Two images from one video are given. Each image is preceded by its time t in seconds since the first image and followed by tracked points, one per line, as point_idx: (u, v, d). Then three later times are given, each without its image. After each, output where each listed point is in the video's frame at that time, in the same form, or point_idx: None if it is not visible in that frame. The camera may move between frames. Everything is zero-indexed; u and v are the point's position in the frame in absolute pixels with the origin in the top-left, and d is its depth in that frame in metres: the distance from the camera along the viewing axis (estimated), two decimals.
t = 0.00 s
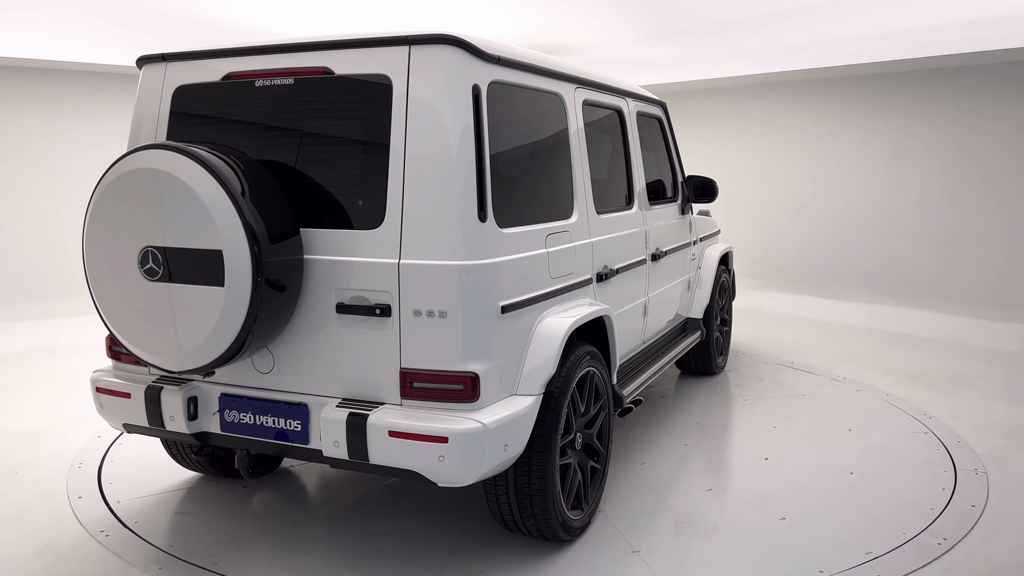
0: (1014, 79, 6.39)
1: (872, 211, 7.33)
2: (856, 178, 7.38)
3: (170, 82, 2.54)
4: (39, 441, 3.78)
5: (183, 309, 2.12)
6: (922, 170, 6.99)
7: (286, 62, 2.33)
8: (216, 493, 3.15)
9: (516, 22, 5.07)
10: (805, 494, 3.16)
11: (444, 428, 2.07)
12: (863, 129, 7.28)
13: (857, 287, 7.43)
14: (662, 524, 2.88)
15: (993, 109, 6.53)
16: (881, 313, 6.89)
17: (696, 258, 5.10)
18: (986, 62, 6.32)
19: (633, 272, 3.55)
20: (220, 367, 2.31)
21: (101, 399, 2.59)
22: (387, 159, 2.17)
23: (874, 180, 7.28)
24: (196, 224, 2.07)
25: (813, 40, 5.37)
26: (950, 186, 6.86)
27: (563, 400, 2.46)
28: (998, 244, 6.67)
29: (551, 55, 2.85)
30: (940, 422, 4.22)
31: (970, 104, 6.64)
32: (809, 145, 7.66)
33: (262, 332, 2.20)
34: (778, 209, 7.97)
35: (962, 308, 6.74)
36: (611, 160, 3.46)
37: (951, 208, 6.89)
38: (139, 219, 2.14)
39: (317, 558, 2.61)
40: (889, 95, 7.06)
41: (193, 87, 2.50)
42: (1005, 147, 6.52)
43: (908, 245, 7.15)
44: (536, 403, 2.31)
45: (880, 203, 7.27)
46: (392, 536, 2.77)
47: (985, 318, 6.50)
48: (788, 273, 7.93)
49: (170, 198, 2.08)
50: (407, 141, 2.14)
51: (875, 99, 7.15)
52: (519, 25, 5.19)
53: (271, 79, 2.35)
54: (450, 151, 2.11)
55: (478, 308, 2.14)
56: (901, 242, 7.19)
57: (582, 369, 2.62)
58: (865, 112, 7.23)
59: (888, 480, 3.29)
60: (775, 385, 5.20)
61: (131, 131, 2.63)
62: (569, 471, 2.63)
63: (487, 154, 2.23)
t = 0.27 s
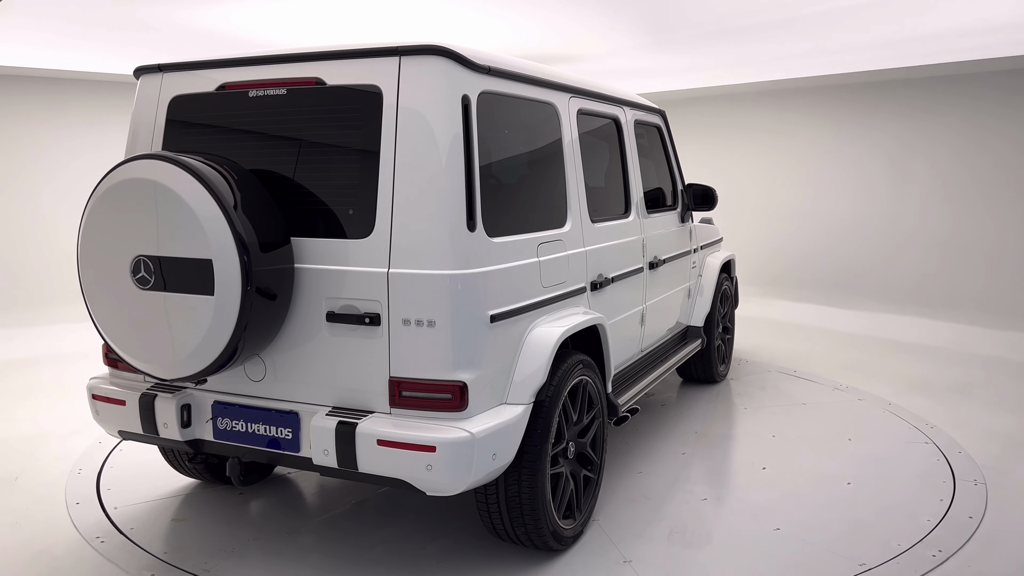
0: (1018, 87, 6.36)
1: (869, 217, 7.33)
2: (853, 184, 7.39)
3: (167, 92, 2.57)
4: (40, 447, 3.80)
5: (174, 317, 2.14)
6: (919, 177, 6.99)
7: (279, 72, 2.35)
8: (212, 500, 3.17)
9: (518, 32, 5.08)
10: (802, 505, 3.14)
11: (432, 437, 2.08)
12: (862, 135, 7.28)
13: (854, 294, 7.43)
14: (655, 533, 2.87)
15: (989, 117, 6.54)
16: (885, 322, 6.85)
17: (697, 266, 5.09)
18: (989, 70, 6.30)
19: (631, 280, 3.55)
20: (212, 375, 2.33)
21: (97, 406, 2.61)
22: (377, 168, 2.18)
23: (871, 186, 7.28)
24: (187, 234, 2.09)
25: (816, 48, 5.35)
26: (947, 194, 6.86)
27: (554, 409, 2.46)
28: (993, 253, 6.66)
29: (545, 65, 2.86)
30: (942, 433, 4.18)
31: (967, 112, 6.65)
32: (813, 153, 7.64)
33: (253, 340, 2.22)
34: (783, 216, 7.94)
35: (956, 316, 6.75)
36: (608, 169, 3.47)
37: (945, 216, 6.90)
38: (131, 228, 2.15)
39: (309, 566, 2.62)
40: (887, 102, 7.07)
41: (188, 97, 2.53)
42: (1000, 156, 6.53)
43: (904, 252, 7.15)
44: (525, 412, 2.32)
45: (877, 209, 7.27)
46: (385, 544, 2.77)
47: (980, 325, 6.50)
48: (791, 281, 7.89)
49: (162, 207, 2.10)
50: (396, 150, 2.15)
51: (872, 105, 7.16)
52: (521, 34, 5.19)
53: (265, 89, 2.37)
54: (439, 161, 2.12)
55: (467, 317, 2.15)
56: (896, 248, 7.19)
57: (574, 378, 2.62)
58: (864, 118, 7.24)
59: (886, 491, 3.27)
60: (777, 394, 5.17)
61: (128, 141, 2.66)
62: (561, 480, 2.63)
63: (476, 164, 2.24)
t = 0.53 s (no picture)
0: None
1: (852, 221, 7.41)
2: (841, 188, 7.45)
3: (160, 100, 2.60)
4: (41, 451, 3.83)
5: (161, 323, 2.16)
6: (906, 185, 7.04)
7: (269, 80, 2.37)
8: (207, 505, 3.18)
9: (518, 39, 5.08)
10: (797, 514, 3.11)
11: (415, 444, 2.08)
12: (853, 141, 7.32)
13: (834, 297, 7.56)
14: (647, 542, 2.85)
15: (980, 131, 6.55)
16: (892, 330, 6.78)
17: (698, 273, 5.06)
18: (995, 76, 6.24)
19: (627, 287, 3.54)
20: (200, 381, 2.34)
21: (90, 410, 2.63)
22: (363, 176, 2.19)
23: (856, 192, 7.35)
24: (173, 240, 2.10)
25: (819, 54, 5.32)
26: (931, 203, 6.92)
27: (542, 417, 2.45)
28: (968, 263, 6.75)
29: (537, 72, 2.86)
30: (946, 443, 4.12)
31: (959, 124, 6.67)
32: (818, 159, 7.59)
33: (240, 346, 2.23)
34: (788, 223, 7.90)
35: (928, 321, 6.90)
36: (604, 176, 3.46)
37: (952, 223, 6.82)
38: (119, 234, 2.18)
39: (298, 571, 2.62)
40: (882, 109, 7.09)
41: (181, 104, 2.55)
42: (987, 169, 6.57)
43: (882, 255, 7.26)
44: (511, 420, 2.32)
45: (859, 214, 7.35)
46: (375, 550, 2.77)
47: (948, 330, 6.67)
48: (797, 288, 7.83)
49: (149, 214, 2.12)
50: (382, 157, 2.16)
51: (866, 111, 7.19)
52: (523, 42, 5.20)
53: (255, 97, 2.39)
54: (424, 168, 2.13)
55: (451, 324, 2.15)
56: (876, 252, 7.29)
57: (564, 385, 2.61)
58: (855, 125, 7.28)
59: (883, 501, 3.23)
60: (780, 402, 5.12)
61: (122, 148, 2.69)
62: (550, 488, 2.62)
63: (462, 171, 2.25)
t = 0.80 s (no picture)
0: None
1: (855, 225, 7.39)
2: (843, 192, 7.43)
3: (159, 105, 2.62)
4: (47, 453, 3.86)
5: (154, 326, 2.18)
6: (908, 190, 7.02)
7: (264, 85, 2.39)
8: (207, 507, 3.20)
9: (525, 44, 5.07)
10: (797, 523, 3.09)
11: (405, 448, 2.08)
12: (857, 146, 7.29)
13: (836, 301, 7.54)
14: (643, 548, 2.84)
15: (984, 138, 6.52)
16: (904, 337, 6.70)
17: (704, 278, 5.03)
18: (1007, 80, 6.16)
19: (628, 292, 3.53)
20: (195, 384, 2.36)
21: (90, 412, 2.66)
22: (356, 180, 2.20)
23: (857, 196, 7.34)
24: (165, 245, 2.12)
25: (828, 58, 5.27)
26: (932, 209, 6.90)
27: (535, 421, 2.45)
28: (970, 268, 6.73)
29: (534, 77, 2.87)
30: (953, 450, 4.07)
31: (963, 131, 6.64)
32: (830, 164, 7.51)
33: (233, 350, 2.24)
34: (798, 228, 7.82)
35: (927, 325, 6.88)
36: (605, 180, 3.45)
37: (962, 228, 6.75)
38: (115, 239, 2.20)
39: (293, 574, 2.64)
40: (886, 115, 7.06)
41: (180, 109, 2.58)
42: (988, 176, 6.55)
43: (882, 259, 7.25)
44: (502, 424, 2.32)
45: (864, 219, 7.32)
46: (371, 554, 2.78)
47: (946, 334, 6.67)
48: (806, 293, 7.76)
49: (144, 219, 2.14)
50: (374, 162, 2.17)
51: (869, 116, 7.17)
52: (530, 46, 5.18)
53: (251, 102, 2.42)
54: (416, 173, 2.14)
55: (442, 329, 2.15)
56: (878, 257, 7.27)
57: (558, 390, 2.61)
58: (858, 130, 7.26)
59: (885, 510, 3.20)
60: (787, 408, 5.08)
61: (123, 153, 2.72)
62: (544, 493, 2.62)
63: (454, 175, 2.26)
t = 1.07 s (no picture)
0: None
1: (863, 227, 7.34)
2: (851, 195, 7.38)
3: (165, 106, 2.64)
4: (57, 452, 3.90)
5: (155, 326, 2.19)
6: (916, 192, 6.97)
7: (267, 86, 2.40)
8: (212, 507, 3.21)
9: (533, 44, 5.05)
10: (803, 528, 3.05)
11: (403, 450, 2.07)
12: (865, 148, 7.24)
13: (845, 304, 7.48)
14: (645, 552, 2.82)
15: (994, 140, 6.48)
16: (918, 341, 6.61)
17: (713, 280, 4.99)
18: None
19: (635, 294, 3.50)
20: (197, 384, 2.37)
21: (94, 411, 2.67)
22: (356, 181, 2.20)
23: (864, 198, 7.30)
24: (166, 245, 2.13)
25: (840, 58, 5.21)
26: (942, 211, 6.84)
27: (536, 424, 2.43)
28: (984, 272, 6.67)
29: (539, 78, 2.85)
30: (965, 456, 4.01)
31: (978, 133, 6.56)
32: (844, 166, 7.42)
33: (234, 350, 2.25)
34: (811, 230, 7.74)
35: (935, 326, 6.84)
36: (612, 182, 3.43)
37: (976, 231, 6.68)
38: (117, 239, 2.21)
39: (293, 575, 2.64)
40: (895, 116, 7.00)
41: (184, 110, 2.59)
42: (995, 178, 6.53)
43: (890, 261, 7.20)
44: (503, 426, 2.31)
45: (877, 221, 7.24)
46: (372, 556, 2.78)
47: (954, 335, 6.63)
48: (818, 296, 7.68)
49: (145, 220, 2.15)
50: (375, 163, 2.17)
51: (878, 118, 7.11)
52: (539, 47, 5.16)
53: (253, 103, 2.43)
54: (416, 174, 2.13)
55: (441, 330, 2.14)
56: (886, 259, 7.22)
57: (560, 393, 2.59)
58: (867, 132, 7.21)
59: (893, 516, 3.16)
60: (797, 412, 5.02)
61: (129, 153, 2.74)
62: (546, 496, 2.60)
63: (455, 176, 2.25)
